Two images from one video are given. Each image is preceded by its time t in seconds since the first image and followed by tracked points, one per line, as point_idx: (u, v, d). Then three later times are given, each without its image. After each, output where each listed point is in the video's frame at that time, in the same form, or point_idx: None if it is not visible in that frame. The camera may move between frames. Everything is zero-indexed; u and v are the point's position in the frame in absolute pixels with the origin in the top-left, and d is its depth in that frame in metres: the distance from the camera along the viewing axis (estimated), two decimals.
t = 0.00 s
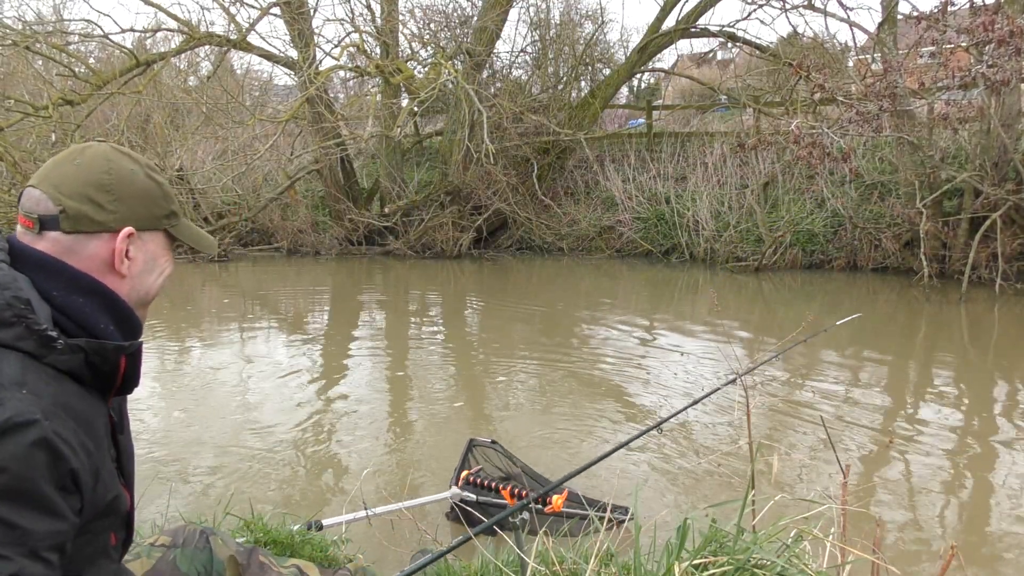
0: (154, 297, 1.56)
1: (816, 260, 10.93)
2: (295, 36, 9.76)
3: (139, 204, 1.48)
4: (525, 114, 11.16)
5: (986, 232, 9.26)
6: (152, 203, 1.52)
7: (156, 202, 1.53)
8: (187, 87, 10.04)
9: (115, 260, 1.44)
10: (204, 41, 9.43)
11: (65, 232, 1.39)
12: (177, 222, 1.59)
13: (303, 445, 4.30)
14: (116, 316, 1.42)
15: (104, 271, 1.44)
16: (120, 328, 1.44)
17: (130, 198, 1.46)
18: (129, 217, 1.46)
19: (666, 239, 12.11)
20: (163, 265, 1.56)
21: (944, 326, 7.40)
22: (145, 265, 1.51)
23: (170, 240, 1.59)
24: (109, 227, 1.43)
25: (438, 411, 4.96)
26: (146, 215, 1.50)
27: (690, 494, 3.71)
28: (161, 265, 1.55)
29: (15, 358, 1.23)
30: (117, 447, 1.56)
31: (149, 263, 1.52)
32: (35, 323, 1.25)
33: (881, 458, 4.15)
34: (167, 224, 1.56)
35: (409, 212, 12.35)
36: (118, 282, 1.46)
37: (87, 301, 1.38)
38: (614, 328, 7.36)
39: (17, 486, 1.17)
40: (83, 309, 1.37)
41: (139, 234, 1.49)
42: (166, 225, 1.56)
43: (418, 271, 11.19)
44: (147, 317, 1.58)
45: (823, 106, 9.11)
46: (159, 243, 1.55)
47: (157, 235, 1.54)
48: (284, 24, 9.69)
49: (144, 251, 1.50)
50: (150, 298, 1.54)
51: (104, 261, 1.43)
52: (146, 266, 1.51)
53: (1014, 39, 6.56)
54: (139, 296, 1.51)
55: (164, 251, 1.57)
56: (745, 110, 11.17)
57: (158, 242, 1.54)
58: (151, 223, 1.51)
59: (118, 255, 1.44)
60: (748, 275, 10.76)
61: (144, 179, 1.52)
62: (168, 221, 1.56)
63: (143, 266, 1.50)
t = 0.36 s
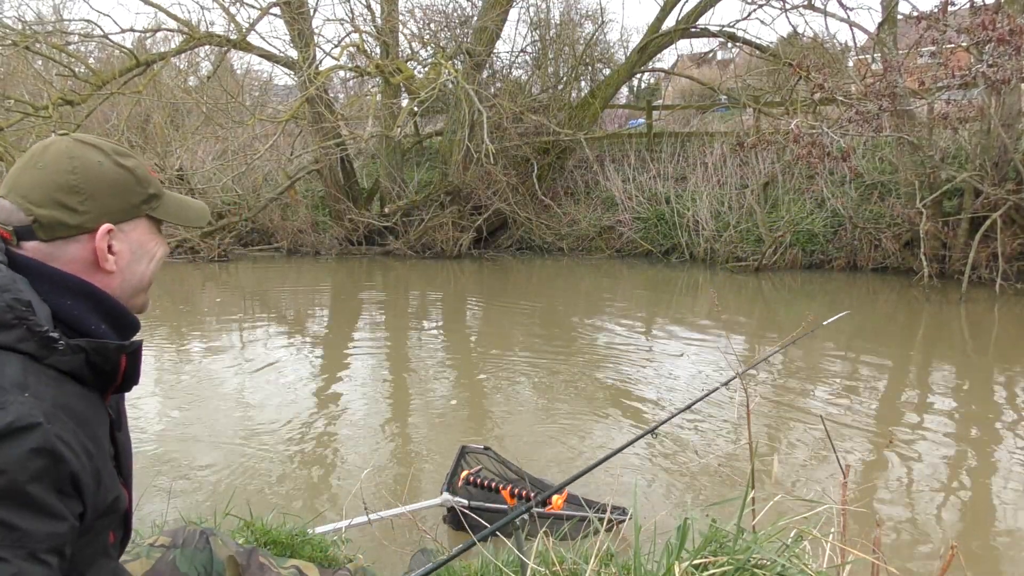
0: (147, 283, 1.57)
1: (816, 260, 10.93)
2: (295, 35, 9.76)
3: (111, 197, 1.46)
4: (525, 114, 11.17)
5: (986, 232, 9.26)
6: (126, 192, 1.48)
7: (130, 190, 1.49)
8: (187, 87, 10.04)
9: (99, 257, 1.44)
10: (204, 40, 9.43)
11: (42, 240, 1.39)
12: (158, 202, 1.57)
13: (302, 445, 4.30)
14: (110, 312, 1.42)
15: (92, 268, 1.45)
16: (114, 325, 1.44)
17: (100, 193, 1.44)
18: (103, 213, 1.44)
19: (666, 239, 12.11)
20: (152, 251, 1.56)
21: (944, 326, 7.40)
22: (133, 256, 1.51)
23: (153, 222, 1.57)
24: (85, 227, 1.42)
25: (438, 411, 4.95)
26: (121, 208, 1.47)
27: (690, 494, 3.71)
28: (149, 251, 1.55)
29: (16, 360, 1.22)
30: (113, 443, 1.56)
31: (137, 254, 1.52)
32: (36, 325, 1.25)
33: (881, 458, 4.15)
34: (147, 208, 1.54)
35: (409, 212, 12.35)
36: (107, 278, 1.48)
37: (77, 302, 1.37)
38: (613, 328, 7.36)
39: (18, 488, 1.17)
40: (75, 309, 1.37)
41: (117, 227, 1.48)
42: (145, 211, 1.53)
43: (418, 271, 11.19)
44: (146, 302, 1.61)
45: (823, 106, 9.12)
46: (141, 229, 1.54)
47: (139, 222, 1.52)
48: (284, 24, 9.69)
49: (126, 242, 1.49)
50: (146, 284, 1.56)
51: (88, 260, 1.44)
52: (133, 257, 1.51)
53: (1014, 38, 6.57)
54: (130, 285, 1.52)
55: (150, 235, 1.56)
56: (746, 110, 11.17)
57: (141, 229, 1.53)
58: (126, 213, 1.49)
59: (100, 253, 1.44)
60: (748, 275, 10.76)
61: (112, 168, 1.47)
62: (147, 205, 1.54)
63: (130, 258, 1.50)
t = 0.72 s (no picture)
0: (140, 292, 1.56)
1: (816, 260, 10.93)
2: (295, 35, 9.75)
3: (119, 198, 1.47)
4: (525, 114, 11.16)
5: (986, 232, 9.26)
6: (132, 195, 1.50)
7: (136, 194, 1.51)
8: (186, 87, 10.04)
9: (96, 256, 1.43)
10: (204, 40, 9.43)
11: (42, 232, 1.38)
12: (162, 210, 1.57)
13: (302, 445, 4.30)
14: (105, 312, 1.42)
15: (88, 269, 1.44)
16: (109, 325, 1.44)
17: (107, 193, 1.45)
18: (107, 211, 1.45)
19: (666, 239, 12.11)
20: (148, 260, 1.56)
21: (944, 326, 7.40)
22: (130, 261, 1.51)
23: (155, 230, 1.57)
24: (87, 224, 1.42)
25: (438, 411, 4.95)
26: (125, 209, 1.48)
27: (689, 494, 3.71)
28: (146, 260, 1.55)
29: (11, 357, 1.22)
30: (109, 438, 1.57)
31: (133, 259, 1.51)
32: (30, 322, 1.25)
33: (880, 458, 4.15)
34: (150, 215, 1.54)
35: (409, 212, 12.35)
36: (101, 278, 1.46)
37: (73, 299, 1.37)
38: (613, 328, 7.37)
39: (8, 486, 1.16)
40: (71, 306, 1.37)
41: (119, 229, 1.48)
42: (148, 216, 1.54)
43: (418, 270, 11.19)
44: (138, 312, 1.59)
45: (823, 106, 9.12)
46: (142, 236, 1.54)
47: (140, 227, 1.53)
48: (284, 24, 9.70)
49: (126, 245, 1.49)
50: (138, 294, 1.54)
51: (85, 258, 1.43)
52: (130, 262, 1.51)
53: (1014, 39, 6.57)
54: (125, 291, 1.51)
55: (149, 243, 1.56)
56: (746, 110, 11.17)
57: (141, 234, 1.53)
58: (130, 216, 1.49)
59: (98, 252, 1.43)
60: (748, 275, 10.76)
61: (121, 170, 1.49)
62: (150, 212, 1.55)
63: (127, 263, 1.50)
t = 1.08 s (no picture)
0: (141, 299, 1.55)
1: (816, 260, 10.93)
2: (295, 35, 9.75)
3: (130, 203, 1.47)
4: (525, 114, 11.16)
5: (986, 232, 9.26)
6: (142, 202, 1.51)
7: (145, 200, 1.52)
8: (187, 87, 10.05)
9: (102, 258, 1.42)
10: (204, 40, 9.43)
11: (52, 230, 1.38)
12: (167, 219, 1.58)
13: (302, 445, 4.30)
14: (111, 310, 1.42)
15: (94, 269, 1.43)
16: (113, 324, 1.44)
17: (119, 197, 1.45)
18: (117, 215, 1.45)
19: (666, 239, 12.11)
20: (151, 267, 1.55)
21: (944, 326, 7.40)
22: (133, 265, 1.51)
23: (159, 238, 1.58)
24: (96, 225, 1.42)
25: (438, 411, 4.95)
26: (134, 214, 1.48)
27: (690, 494, 3.71)
28: (148, 267, 1.55)
29: (24, 348, 1.23)
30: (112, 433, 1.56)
31: (137, 264, 1.51)
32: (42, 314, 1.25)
33: (881, 458, 4.15)
34: (156, 222, 1.55)
35: (409, 212, 12.35)
36: (106, 281, 1.45)
37: (80, 296, 1.37)
38: (613, 328, 7.37)
39: (21, 476, 1.16)
40: (79, 303, 1.37)
41: (126, 233, 1.48)
42: (155, 224, 1.54)
43: (418, 270, 11.19)
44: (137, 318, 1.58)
45: (823, 106, 9.11)
46: (148, 242, 1.54)
47: (146, 234, 1.53)
48: (284, 24, 9.70)
49: (132, 250, 1.49)
50: (138, 300, 1.53)
51: (91, 260, 1.42)
52: (133, 267, 1.50)
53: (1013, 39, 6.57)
54: (128, 295, 1.50)
55: (152, 251, 1.56)
56: (745, 110, 11.17)
57: (147, 241, 1.53)
58: (138, 222, 1.50)
59: (104, 254, 1.43)
60: (749, 275, 10.76)
61: (133, 176, 1.50)
62: (157, 220, 1.55)
63: (130, 267, 1.49)
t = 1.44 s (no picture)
0: (138, 300, 1.54)
1: (816, 260, 10.93)
2: (295, 36, 9.75)
3: (128, 204, 1.47)
4: (525, 114, 11.16)
5: (986, 232, 9.26)
6: (140, 202, 1.50)
7: (144, 201, 1.51)
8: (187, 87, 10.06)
9: (99, 259, 1.42)
10: (204, 41, 9.43)
11: (49, 230, 1.37)
12: (166, 220, 1.57)
13: (302, 445, 4.30)
14: (107, 310, 1.41)
15: (90, 269, 1.42)
16: (110, 324, 1.44)
17: (118, 198, 1.45)
18: (116, 215, 1.45)
19: (666, 239, 12.10)
20: (148, 269, 1.55)
21: (944, 326, 7.40)
22: (130, 266, 1.50)
23: (157, 239, 1.57)
24: (95, 225, 1.42)
25: (438, 411, 4.95)
26: (133, 215, 1.48)
27: (690, 494, 3.70)
28: (146, 268, 1.54)
29: (21, 348, 1.22)
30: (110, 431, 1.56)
31: (134, 265, 1.50)
32: (39, 314, 1.25)
33: (881, 458, 4.15)
34: (155, 223, 1.54)
35: (409, 212, 12.35)
36: (103, 281, 1.44)
37: (78, 296, 1.37)
38: (613, 328, 7.37)
39: (20, 477, 1.16)
40: (75, 304, 1.36)
41: (124, 234, 1.47)
42: (153, 225, 1.54)
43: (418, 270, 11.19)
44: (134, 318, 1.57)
45: (823, 106, 9.11)
46: (145, 244, 1.54)
47: (144, 235, 1.52)
48: (284, 24, 9.69)
49: (129, 252, 1.48)
50: (135, 301, 1.53)
51: (88, 260, 1.41)
52: (131, 268, 1.50)
53: (1014, 39, 6.57)
54: (125, 295, 1.49)
55: (150, 252, 1.55)
56: (746, 110, 11.18)
57: (144, 242, 1.53)
58: (137, 222, 1.49)
59: (102, 255, 1.42)
60: (749, 275, 10.75)
61: (132, 176, 1.50)
62: (155, 221, 1.54)
63: (127, 268, 1.49)
